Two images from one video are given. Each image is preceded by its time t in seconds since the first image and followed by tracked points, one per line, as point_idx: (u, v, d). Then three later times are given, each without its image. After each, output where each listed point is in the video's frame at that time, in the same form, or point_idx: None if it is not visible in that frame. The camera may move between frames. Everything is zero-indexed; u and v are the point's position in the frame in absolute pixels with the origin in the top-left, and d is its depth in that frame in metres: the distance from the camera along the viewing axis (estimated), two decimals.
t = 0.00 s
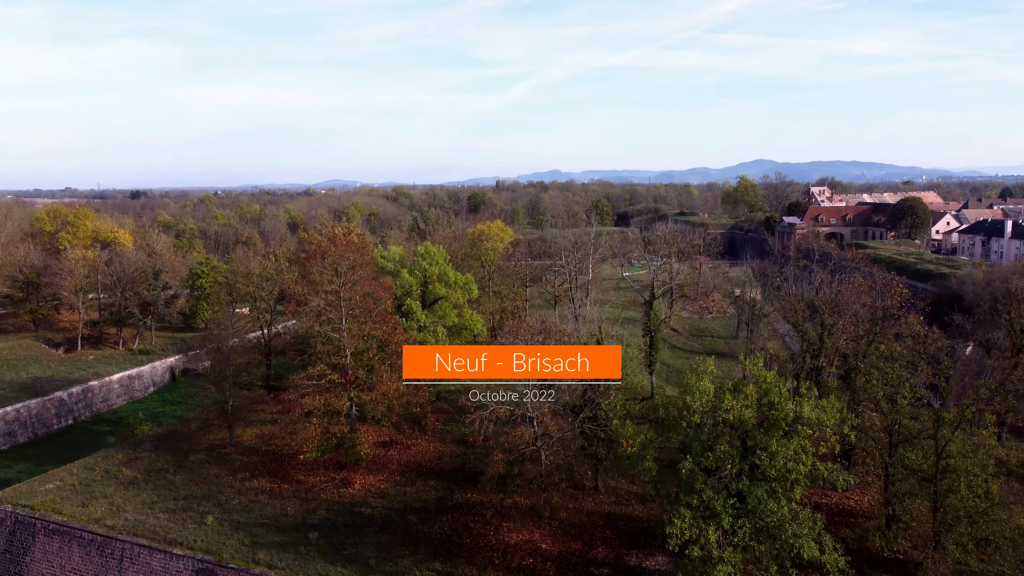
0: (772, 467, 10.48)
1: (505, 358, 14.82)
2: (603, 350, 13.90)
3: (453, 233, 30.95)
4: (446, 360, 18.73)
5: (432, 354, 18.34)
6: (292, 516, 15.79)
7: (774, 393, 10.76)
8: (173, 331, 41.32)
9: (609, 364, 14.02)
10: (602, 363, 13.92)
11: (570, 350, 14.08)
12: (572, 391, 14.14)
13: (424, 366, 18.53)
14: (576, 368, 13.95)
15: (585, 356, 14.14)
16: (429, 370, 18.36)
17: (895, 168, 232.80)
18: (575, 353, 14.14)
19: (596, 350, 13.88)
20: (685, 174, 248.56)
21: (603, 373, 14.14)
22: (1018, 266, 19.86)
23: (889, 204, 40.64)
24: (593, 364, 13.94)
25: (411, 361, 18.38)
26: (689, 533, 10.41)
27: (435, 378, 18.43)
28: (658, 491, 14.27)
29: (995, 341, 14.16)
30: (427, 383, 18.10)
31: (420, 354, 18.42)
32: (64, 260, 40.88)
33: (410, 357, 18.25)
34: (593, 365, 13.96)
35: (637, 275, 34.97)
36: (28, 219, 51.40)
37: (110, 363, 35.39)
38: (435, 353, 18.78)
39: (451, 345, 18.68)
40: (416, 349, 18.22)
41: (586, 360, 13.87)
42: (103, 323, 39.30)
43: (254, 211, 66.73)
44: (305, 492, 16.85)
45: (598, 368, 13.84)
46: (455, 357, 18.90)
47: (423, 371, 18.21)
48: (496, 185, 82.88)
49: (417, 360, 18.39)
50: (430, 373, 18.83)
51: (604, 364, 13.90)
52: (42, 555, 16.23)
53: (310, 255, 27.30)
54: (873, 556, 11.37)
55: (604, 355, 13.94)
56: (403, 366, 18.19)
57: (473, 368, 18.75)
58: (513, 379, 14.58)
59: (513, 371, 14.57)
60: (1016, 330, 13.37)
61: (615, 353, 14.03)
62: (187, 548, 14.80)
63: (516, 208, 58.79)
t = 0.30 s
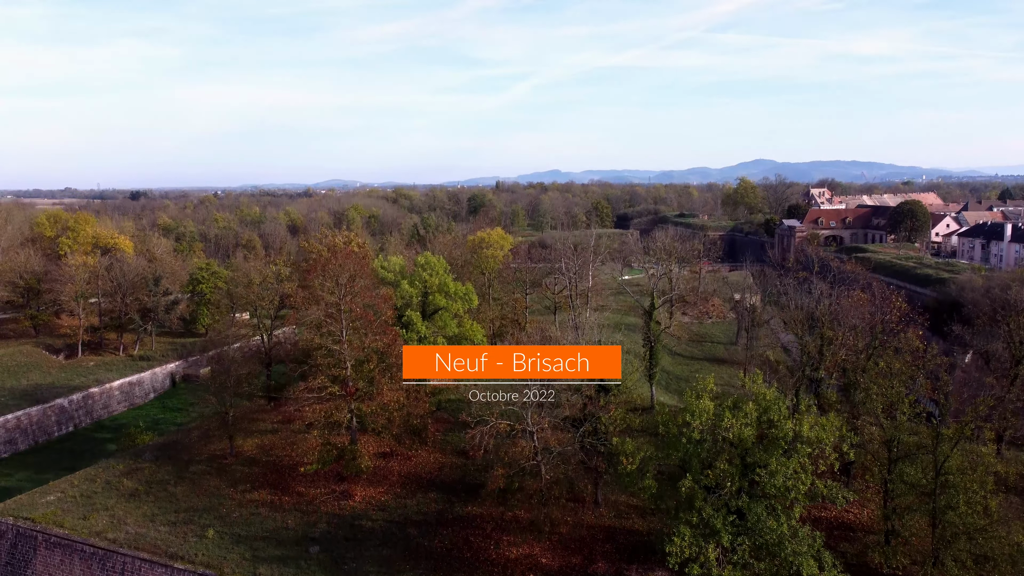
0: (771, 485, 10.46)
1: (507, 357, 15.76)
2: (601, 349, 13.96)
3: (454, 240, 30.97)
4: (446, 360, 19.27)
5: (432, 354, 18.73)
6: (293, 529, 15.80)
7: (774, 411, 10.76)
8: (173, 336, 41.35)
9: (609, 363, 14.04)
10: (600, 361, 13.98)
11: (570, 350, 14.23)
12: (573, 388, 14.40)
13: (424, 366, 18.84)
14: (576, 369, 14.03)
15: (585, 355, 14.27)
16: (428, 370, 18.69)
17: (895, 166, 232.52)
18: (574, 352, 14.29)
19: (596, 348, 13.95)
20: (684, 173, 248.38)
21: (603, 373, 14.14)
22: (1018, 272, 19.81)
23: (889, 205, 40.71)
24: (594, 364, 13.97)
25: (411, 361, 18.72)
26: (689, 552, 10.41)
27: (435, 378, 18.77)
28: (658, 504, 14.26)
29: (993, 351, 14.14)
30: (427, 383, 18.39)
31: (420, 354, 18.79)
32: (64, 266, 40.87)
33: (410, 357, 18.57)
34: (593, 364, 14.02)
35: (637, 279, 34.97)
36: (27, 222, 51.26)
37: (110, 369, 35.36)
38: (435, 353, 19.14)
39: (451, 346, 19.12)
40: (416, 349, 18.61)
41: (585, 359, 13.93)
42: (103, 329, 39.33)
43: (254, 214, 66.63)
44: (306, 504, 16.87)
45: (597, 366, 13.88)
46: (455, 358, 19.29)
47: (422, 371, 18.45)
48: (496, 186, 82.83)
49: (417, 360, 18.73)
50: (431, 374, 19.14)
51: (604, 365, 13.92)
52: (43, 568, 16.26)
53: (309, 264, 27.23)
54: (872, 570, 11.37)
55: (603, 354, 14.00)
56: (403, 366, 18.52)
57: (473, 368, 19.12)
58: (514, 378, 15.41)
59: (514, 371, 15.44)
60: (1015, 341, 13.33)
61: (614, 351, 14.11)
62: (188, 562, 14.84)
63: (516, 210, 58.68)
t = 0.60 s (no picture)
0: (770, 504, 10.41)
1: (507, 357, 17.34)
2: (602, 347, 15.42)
3: (454, 247, 30.97)
4: (447, 360, 19.41)
5: (432, 354, 18.81)
6: (294, 542, 15.80)
7: (773, 430, 10.77)
8: (173, 341, 41.35)
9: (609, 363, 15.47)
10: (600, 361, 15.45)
11: (571, 351, 15.72)
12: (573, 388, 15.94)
13: (424, 366, 18.92)
14: (578, 368, 15.59)
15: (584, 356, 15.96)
16: (429, 369, 18.74)
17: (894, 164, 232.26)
18: (575, 354, 15.98)
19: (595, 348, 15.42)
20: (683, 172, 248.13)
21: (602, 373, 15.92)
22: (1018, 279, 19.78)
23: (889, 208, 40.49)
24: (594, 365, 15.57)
25: (410, 361, 18.74)
26: (688, 571, 10.37)
27: (435, 377, 18.79)
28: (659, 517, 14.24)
29: (992, 362, 14.11)
30: (427, 383, 18.36)
31: (420, 354, 18.85)
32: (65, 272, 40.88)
33: (410, 357, 18.57)
34: (592, 364, 15.59)
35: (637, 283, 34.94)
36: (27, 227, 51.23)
37: (110, 375, 35.40)
38: (435, 353, 19.23)
39: (451, 346, 19.34)
40: (416, 349, 18.66)
41: (586, 359, 15.41)
42: (104, 334, 39.32)
43: (254, 217, 66.56)
44: (307, 517, 16.88)
45: (598, 366, 15.36)
46: (454, 358, 19.44)
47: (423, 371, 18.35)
48: (496, 187, 82.78)
49: (417, 361, 18.75)
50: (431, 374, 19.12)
51: (605, 364, 15.48)
52: None
53: (309, 273, 27.24)
54: None
55: (603, 355, 15.53)
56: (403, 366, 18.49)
57: (472, 368, 19.32)
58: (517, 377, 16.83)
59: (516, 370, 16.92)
60: (1014, 352, 13.29)
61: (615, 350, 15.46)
62: None
63: (516, 211, 58.62)
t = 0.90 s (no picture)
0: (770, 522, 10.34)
1: (511, 359, 19.46)
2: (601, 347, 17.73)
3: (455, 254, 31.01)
4: (446, 360, 19.73)
5: (431, 354, 19.15)
6: (295, 556, 15.80)
7: (772, 447, 10.75)
8: (174, 347, 41.38)
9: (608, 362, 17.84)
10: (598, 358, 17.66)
11: (576, 352, 18.18)
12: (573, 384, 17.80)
13: (425, 365, 19.20)
14: (581, 366, 18.24)
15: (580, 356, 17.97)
16: (429, 368, 19.08)
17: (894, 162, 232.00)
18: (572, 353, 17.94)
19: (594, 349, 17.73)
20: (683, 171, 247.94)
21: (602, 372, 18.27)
22: (1018, 286, 19.74)
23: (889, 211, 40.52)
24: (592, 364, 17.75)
25: (410, 361, 19.04)
26: None
27: (436, 377, 19.16)
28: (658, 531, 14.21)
29: (991, 373, 14.04)
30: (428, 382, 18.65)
31: (420, 355, 19.16)
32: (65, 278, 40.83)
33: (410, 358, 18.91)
34: (595, 364, 18.17)
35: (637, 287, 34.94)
36: (26, 231, 51.12)
37: (111, 381, 35.39)
38: (435, 353, 19.62)
39: (451, 346, 19.85)
40: (416, 350, 18.96)
41: (589, 359, 17.93)
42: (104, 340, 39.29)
43: (253, 220, 66.46)
44: (307, 529, 16.88)
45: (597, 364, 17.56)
46: (454, 357, 19.86)
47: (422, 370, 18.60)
48: (495, 188, 82.81)
49: (416, 361, 19.04)
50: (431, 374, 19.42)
51: (607, 360, 18.29)
52: None
53: (310, 283, 27.22)
54: None
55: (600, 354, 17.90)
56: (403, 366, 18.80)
57: (472, 368, 19.77)
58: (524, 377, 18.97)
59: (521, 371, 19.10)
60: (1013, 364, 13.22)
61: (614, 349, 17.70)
62: None
63: (516, 213, 58.55)
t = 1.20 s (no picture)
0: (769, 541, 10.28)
1: (506, 358, 20.93)
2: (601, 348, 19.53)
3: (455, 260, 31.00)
4: (446, 360, 20.01)
5: (432, 354, 19.42)
6: (294, 569, 15.80)
7: (771, 464, 10.72)
8: (174, 352, 41.40)
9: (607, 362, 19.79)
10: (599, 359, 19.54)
11: (572, 354, 19.49)
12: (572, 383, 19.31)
13: (424, 366, 19.43)
14: (577, 367, 19.79)
15: (582, 357, 19.65)
16: (430, 369, 19.34)
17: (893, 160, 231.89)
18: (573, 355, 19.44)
19: (594, 350, 19.41)
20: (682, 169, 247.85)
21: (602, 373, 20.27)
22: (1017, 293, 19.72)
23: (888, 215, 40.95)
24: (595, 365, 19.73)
25: (411, 361, 19.27)
26: None
27: (436, 376, 19.44)
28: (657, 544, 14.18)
29: (989, 385, 14.06)
30: (428, 380, 18.87)
31: (420, 355, 19.42)
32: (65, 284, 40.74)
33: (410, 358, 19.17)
34: (593, 364, 19.77)
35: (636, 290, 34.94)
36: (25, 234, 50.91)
37: (111, 388, 35.34)
38: (435, 353, 19.85)
39: (451, 347, 20.12)
40: (416, 350, 19.23)
41: (588, 361, 19.55)
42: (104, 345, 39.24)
43: (253, 222, 66.35)
44: (307, 542, 16.91)
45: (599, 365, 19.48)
46: (454, 358, 20.23)
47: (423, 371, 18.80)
48: (495, 189, 82.78)
49: (416, 362, 19.24)
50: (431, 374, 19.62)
51: (605, 362, 20.20)
52: None
53: (310, 292, 27.18)
54: None
55: (600, 355, 19.57)
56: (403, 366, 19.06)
57: (472, 367, 20.70)
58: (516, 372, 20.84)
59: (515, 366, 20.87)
60: (1011, 376, 13.21)
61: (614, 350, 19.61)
62: None
63: (516, 214, 58.39)
